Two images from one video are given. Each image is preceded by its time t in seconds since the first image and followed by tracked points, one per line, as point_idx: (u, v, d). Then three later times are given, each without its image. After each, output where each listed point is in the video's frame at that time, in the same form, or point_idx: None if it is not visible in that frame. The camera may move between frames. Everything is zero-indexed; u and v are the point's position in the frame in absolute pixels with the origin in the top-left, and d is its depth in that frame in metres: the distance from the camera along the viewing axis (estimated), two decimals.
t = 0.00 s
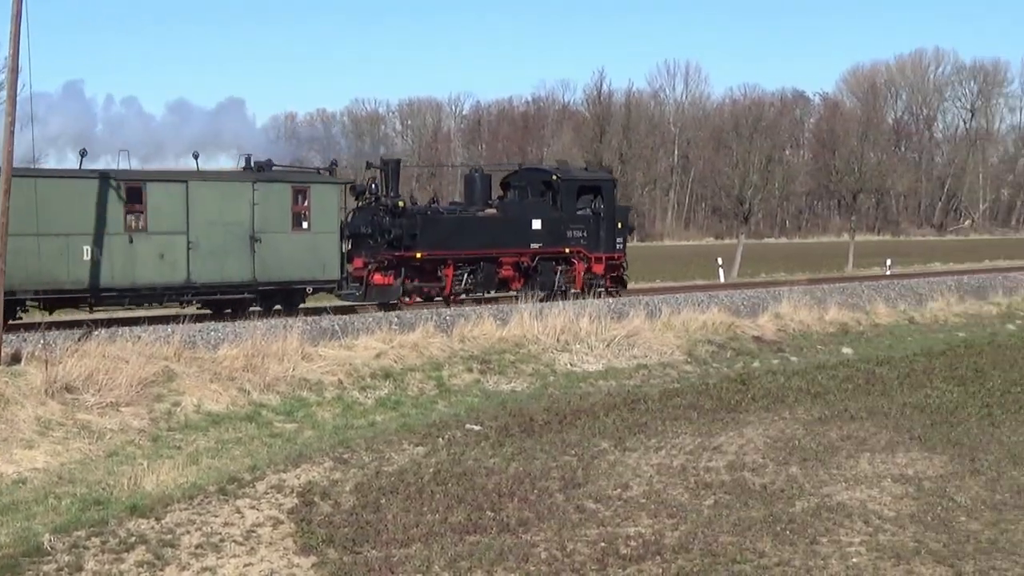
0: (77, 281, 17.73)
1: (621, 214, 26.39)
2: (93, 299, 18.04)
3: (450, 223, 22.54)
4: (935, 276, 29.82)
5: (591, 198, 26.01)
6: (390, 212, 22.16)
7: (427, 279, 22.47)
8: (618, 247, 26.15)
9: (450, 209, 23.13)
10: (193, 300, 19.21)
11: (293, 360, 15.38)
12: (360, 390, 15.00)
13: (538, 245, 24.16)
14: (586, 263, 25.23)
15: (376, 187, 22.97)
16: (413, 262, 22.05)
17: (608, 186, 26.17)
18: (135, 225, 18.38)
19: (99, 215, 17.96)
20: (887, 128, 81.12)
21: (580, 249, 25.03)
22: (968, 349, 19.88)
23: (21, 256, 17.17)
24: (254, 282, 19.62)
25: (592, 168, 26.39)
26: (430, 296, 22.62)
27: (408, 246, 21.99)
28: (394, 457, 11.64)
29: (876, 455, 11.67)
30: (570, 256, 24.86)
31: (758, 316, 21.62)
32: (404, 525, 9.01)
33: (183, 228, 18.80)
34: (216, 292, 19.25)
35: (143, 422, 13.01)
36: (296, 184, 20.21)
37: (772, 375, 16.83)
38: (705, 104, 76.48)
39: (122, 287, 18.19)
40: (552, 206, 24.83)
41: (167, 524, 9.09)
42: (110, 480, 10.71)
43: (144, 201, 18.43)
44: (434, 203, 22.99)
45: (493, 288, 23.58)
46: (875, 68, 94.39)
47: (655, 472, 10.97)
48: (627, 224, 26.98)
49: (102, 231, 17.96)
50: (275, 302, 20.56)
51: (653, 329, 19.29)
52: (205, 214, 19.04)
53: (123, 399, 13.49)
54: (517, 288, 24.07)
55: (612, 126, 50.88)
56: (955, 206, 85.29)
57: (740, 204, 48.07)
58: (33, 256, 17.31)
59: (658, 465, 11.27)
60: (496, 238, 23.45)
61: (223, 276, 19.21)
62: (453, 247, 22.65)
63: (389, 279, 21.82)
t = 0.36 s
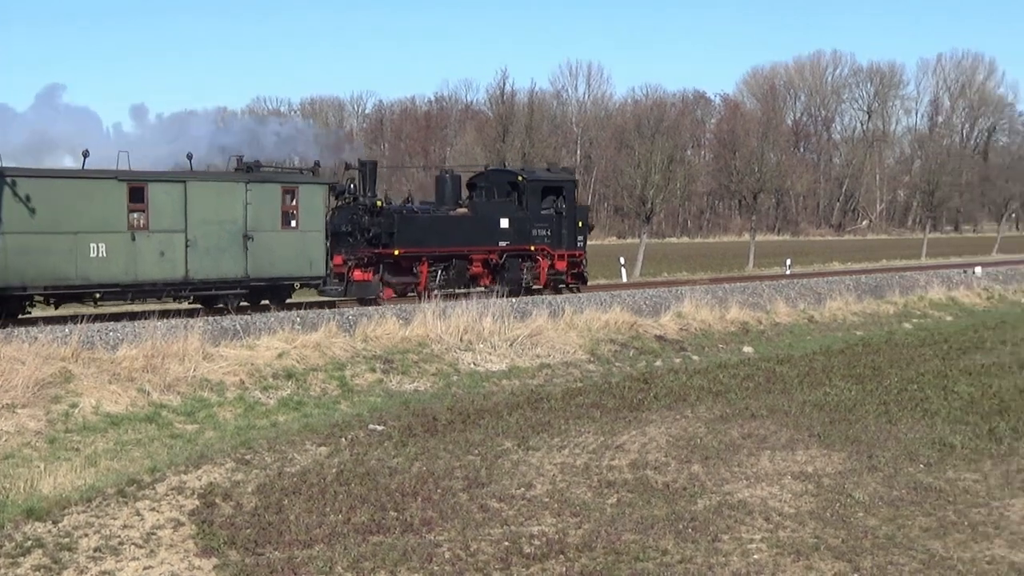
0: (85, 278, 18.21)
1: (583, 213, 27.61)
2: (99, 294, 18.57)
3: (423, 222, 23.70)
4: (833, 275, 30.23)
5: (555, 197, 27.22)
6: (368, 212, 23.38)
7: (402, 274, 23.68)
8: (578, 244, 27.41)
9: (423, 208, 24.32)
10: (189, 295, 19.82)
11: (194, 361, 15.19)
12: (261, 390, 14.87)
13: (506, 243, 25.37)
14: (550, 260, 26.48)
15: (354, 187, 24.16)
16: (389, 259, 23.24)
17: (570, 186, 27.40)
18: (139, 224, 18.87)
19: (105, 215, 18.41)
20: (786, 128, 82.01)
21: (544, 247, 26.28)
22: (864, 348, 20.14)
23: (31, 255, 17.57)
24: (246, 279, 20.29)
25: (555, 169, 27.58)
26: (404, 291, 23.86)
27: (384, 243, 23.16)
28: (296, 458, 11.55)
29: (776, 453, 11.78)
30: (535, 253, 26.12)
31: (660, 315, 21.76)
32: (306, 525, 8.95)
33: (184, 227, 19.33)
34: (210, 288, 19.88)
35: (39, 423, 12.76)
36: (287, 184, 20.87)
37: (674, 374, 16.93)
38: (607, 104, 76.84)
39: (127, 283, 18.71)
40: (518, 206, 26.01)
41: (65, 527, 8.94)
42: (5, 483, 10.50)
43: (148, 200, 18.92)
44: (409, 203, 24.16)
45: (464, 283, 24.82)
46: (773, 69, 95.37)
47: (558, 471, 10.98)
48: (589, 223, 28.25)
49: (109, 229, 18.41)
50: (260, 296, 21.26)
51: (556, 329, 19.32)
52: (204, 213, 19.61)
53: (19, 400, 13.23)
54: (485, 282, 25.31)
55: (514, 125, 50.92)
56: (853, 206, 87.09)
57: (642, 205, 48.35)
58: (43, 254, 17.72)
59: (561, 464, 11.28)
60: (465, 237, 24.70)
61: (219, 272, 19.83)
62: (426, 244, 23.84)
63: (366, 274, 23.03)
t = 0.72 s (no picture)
0: (107, 276, 18.74)
1: (562, 214, 28.67)
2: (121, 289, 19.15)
3: (417, 220, 24.51)
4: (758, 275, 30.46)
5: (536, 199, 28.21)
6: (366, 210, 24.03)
7: (396, 271, 24.46)
8: (560, 244, 28.44)
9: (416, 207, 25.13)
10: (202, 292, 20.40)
11: (118, 362, 15.03)
12: (187, 391, 14.74)
13: (491, 241, 26.30)
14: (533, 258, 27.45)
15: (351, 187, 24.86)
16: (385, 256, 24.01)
17: (551, 187, 28.40)
18: (158, 224, 19.42)
19: (126, 214, 18.95)
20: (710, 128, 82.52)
21: (527, 246, 27.25)
22: (789, 347, 20.31)
23: (59, 254, 18.12)
24: (256, 276, 20.91)
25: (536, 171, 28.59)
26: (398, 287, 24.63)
27: (382, 241, 23.92)
28: (222, 460, 11.46)
29: (702, 451, 11.85)
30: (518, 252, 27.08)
31: (587, 315, 21.81)
32: (233, 527, 8.89)
33: (200, 226, 19.92)
34: (221, 285, 20.48)
35: None
36: (293, 185, 21.52)
37: (601, 374, 16.97)
38: (532, 104, 76.86)
39: (145, 280, 19.26)
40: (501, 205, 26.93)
41: None
42: None
43: (167, 200, 19.47)
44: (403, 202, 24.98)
45: (453, 281, 25.67)
46: (699, 70, 95.87)
47: (486, 471, 10.98)
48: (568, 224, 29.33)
49: (130, 229, 18.95)
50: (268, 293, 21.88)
51: (483, 329, 19.30)
52: (217, 212, 20.21)
53: None
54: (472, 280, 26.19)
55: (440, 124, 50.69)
56: (777, 206, 88.00)
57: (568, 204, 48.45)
58: (68, 253, 18.23)
59: (489, 464, 11.28)
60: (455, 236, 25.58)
61: (232, 270, 20.44)
62: (419, 242, 24.65)
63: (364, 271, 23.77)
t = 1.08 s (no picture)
0: (144, 270, 20.69)
1: (557, 212, 31.14)
2: (158, 284, 21.08)
3: (425, 220, 27.04)
4: (705, 274, 30.56)
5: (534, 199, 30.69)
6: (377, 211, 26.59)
7: (405, 267, 26.99)
8: (554, 240, 30.92)
9: (424, 208, 27.67)
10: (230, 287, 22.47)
11: (63, 362, 14.89)
12: (132, 392, 14.63)
13: (492, 239, 28.82)
14: (530, 255, 29.96)
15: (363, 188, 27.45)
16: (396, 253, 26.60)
17: (547, 187, 30.87)
18: (190, 221, 21.42)
19: (158, 213, 20.91)
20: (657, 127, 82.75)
21: (525, 244, 29.75)
22: (736, 345, 20.39)
23: (101, 250, 20.04)
24: (279, 271, 23.04)
25: (534, 172, 31.04)
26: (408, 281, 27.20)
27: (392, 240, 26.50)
28: (167, 460, 11.38)
29: (650, 449, 11.89)
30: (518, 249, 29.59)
31: (534, 314, 21.81)
32: (179, 528, 8.84)
33: (228, 224, 22.00)
34: (248, 280, 22.55)
35: None
36: (310, 185, 23.80)
37: (548, 373, 16.99)
38: (479, 103, 76.78)
39: (179, 275, 21.23)
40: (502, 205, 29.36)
41: None
42: None
43: (198, 200, 21.51)
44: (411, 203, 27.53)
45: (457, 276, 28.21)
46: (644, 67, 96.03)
47: (434, 470, 10.97)
48: (562, 220, 31.80)
49: (164, 227, 20.94)
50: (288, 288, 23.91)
51: (430, 328, 19.27)
52: (244, 212, 22.32)
53: None
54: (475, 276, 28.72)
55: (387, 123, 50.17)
56: (724, 205, 88.99)
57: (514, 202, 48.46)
58: (109, 249, 20.15)
59: (436, 463, 11.26)
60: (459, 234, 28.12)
61: (257, 265, 22.55)
62: (427, 240, 27.20)
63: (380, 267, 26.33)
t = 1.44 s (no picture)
0: (182, 267, 21.71)
1: (561, 213, 32.05)
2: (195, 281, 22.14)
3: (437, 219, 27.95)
4: (662, 274, 30.65)
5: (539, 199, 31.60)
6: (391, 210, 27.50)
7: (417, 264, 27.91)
8: (557, 239, 31.83)
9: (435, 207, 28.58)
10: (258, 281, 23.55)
11: (16, 362, 14.77)
12: (86, 392, 14.52)
13: (500, 238, 29.74)
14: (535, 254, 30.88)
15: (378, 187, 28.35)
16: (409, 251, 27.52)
17: (551, 188, 31.79)
18: (224, 221, 22.47)
19: (195, 212, 21.91)
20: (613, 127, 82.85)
21: (530, 243, 30.66)
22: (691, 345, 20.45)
23: (145, 249, 21.04)
24: (303, 267, 24.13)
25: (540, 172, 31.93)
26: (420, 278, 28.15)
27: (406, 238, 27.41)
28: (121, 462, 11.31)
29: (606, 449, 11.91)
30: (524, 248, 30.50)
31: (490, 314, 21.80)
32: (133, 530, 8.78)
33: (258, 222, 23.04)
34: (275, 277, 23.71)
35: None
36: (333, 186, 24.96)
37: (504, 373, 17.00)
38: (434, 102, 76.64)
39: (214, 272, 22.30)
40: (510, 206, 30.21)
41: None
42: None
43: (231, 200, 22.52)
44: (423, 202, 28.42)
45: (466, 273, 29.15)
46: (600, 66, 96.09)
47: (390, 470, 10.96)
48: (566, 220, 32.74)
49: (202, 226, 21.98)
50: (311, 282, 25.06)
51: (386, 328, 19.24)
52: (272, 211, 23.38)
53: None
54: (483, 273, 29.66)
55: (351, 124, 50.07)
56: (680, 205, 89.16)
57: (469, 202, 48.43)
58: (152, 247, 21.12)
59: (393, 463, 11.25)
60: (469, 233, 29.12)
61: (284, 262, 23.65)
62: (439, 239, 28.10)
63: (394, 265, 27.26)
